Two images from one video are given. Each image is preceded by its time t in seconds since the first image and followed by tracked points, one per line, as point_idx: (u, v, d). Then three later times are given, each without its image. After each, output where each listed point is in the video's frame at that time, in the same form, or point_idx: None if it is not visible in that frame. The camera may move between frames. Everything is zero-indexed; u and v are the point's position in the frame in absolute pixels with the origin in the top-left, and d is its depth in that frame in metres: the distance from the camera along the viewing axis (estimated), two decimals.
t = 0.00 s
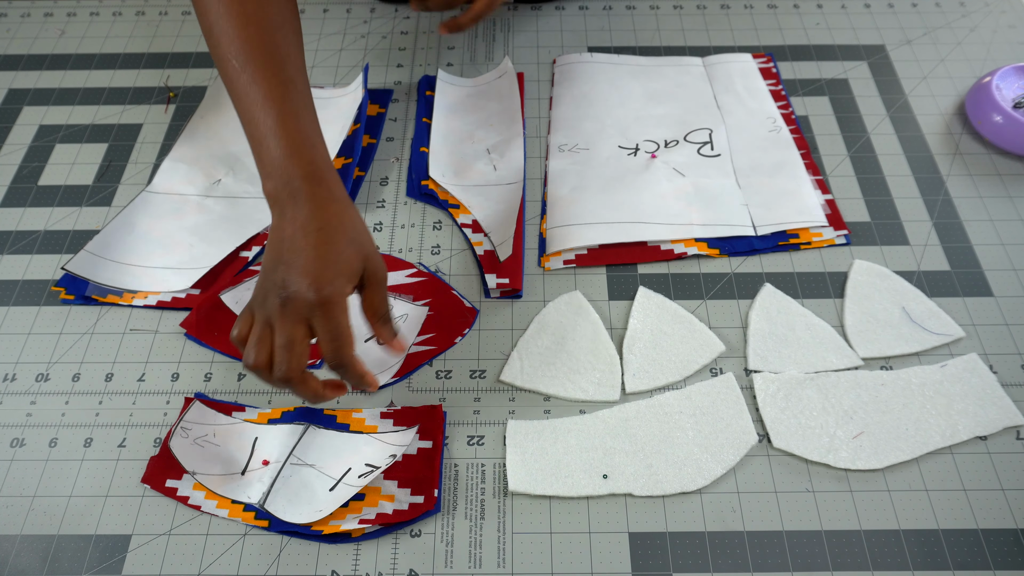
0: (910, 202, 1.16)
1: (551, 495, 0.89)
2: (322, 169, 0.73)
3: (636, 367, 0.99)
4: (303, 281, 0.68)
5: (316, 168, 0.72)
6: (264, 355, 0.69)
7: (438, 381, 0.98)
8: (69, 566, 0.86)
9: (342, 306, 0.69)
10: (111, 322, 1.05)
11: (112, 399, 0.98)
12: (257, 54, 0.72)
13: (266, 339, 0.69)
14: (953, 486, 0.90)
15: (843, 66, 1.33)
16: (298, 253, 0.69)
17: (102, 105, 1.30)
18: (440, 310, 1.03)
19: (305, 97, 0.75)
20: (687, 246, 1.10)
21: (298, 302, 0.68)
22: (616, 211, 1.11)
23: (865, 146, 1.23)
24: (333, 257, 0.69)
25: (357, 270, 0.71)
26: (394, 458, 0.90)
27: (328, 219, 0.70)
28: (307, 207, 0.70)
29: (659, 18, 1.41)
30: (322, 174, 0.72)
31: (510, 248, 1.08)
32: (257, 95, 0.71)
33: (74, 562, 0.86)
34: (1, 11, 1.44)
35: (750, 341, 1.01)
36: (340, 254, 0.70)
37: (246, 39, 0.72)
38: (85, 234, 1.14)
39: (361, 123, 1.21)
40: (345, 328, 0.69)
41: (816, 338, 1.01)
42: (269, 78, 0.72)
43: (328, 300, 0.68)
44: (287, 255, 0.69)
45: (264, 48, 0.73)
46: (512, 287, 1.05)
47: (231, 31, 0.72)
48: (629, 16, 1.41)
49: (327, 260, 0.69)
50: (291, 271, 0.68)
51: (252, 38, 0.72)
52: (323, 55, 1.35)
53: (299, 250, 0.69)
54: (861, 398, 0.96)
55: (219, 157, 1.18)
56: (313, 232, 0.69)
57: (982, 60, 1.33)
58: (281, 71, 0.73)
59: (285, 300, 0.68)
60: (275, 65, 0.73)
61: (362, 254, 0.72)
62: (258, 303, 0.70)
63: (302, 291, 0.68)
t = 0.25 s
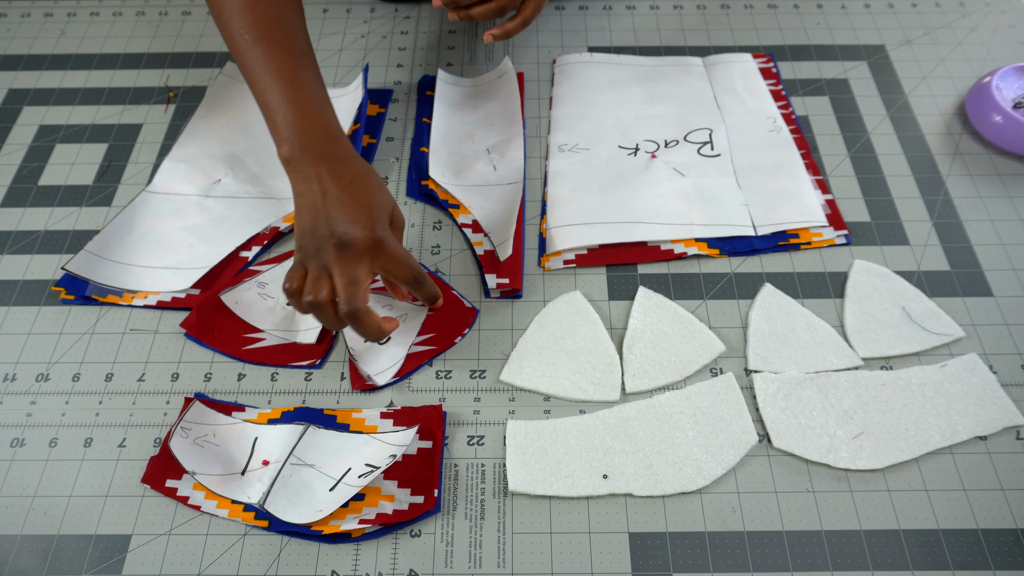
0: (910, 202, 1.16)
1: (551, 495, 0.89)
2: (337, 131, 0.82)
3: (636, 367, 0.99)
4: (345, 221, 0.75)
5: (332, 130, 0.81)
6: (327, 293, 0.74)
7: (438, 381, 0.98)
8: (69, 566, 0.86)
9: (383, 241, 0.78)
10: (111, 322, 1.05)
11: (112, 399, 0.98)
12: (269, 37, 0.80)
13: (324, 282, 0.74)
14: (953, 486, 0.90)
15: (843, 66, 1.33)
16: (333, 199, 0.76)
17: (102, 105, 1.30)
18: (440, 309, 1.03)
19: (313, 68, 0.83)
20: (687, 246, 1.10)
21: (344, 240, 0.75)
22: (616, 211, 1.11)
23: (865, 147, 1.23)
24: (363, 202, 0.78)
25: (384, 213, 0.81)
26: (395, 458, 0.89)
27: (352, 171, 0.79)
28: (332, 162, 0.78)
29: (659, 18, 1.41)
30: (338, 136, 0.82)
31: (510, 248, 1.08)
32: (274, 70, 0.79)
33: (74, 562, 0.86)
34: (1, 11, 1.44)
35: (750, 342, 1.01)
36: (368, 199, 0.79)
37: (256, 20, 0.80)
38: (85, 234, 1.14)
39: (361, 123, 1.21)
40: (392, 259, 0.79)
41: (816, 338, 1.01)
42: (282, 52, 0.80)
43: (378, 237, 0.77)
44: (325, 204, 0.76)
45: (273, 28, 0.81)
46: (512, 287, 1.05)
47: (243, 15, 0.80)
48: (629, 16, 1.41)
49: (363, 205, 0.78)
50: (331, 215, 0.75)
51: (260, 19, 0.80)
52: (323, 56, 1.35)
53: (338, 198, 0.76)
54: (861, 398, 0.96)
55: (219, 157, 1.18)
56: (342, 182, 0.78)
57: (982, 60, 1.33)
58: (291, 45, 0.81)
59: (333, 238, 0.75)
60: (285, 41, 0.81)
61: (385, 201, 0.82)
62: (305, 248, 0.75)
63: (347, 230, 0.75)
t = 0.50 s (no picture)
0: (910, 202, 1.16)
1: (551, 495, 0.89)
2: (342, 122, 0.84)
3: (636, 367, 0.99)
4: (345, 210, 0.76)
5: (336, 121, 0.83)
6: (325, 283, 0.75)
7: (438, 381, 0.98)
8: (69, 566, 0.86)
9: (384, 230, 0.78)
10: (111, 322, 1.05)
11: (113, 399, 0.98)
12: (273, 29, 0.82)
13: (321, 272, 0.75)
14: (953, 486, 0.90)
15: (843, 66, 1.33)
16: (335, 189, 0.78)
17: (102, 105, 1.30)
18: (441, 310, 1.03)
19: (318, 60, 0.85)
20: (687, 246, 1.10)
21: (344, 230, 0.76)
22: (616, 211, 1.12)
23: (865, 147, 1.23)
24: (365, 191, 0.79)
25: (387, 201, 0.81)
26: (394, 458, 0.89)
27: (354, 161, 0.81)
28: (334, 153, 0.80)
29: (659, 18, 1.41)
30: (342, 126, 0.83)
31: (510, 248, 1.08)
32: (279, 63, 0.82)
33: (74, 562, 0.86)
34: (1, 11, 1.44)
35: (750, 341, 1.01)
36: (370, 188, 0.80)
37: (260, 11, 0.82)
38: (86, 234, 1.14)
39: (361, 123, 1.21)
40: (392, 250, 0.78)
41: (815, 338, 1.02)
42: (287, 45, 0.83)
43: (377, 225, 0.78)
44: (328, 194, 0.78)
45: (279, 20, 0.83)
46: (512, 287, 1.05)
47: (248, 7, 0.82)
48: (629, 16, 1.41)
49: (364, 193, 0.79)
50: (332, 204, 0.77)
51: (264, 9, 0.82)
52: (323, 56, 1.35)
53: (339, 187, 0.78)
54: (861, 398, 0.96)
55: (219, 157, 1.18)
56: (344, 172, 0.79)
57: (982, 60, 1.33)
58: (296, 39, 0.83)
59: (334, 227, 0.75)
60: (291, 34, 0.83)
61: (387, 189, 0.82)
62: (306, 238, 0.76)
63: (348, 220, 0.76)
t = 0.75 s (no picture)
0: (910, 202, 1.16)
1: (551, 495, 0.89)
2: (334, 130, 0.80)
3: (636, 367, 0.99)
4: (316, 227, 0.70)
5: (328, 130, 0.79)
6: (268, 305, 0.66)
7: (438, 381, 0.98)
8: (69, 566, 0.86)
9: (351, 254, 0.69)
10: (111, 323, 1.05)
11: (113, 399, 0.98)
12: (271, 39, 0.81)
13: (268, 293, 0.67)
14: (953, 486, 0.90)
15: (843, 66, 1.33)
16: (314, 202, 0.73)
17: (102, 105, 1.30)
18: (441, 310, 1.04)
19: (318, 73, 0.83)
20: (687, 246, 1.10)
21: (310, 252, 0.69)
22: (616, 211, 1.12)
23: (865, 147, 1.23)
24: (342, 208, 0.73)
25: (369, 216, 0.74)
26: (395, 458, 0.90)
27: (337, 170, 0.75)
28: (322, 167, 0.76)
29: (659, 18, 1.41)
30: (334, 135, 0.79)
31: (510, 248, 1.08)
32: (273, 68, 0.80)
33: (74, 562, 0.86)
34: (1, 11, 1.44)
35: (750, 341, 1.01)
36: (350, 198, 0.74)
37: (259, 19, 0.81)
38: (86, 234, 1.14)
39: (361, 123, 1.21)
40: (344, 287, 0.67)
41: (816, 338, 1.02)
42: (284, 55, 0.81)
43: (340, 244, 0.70)
44: (302, 209, 0.73)
45: (278, 29, 0.81)
46: (512, 287, 1.05)
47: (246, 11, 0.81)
48: (629, 16, 1.41)
49: (337, 211, 0.73)
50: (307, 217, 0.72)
51: (264, 17, 0.81)
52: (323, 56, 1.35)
53: (313, 202, 0.73)
54: (861, 398, 0.96)
55: (219, 157, 1.19)
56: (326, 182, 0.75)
57: (982, 60, 1.33)
58: (294, 49, 0.81)
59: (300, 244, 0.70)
60: (289, 44, 0.81)
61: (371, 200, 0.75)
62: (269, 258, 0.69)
63: (312, 240, 0.70)
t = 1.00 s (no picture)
0: (910, 202, 1.16)
1: (551, 495, 0.89)
2: (331, 242, 0.68)
3: (636, 367, 0.99)
4: (306, 373, 0.63)
5: (322, 240, 0.67)
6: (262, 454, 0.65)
7: (438, 381, 0.98)
8: (69, 566, 0.86)
9: (354, 412, 0.65)
10: (111, 323, 1.05)
11: (112, 399, 0.98)
12: (265, 109, 0.67)
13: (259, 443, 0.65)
14: (953, 486, 0.90)
15: (843, 66, 1.33)
16: (302, 342, 0.64)
17: (102, 105, 1.30)
18: (441, 310, 1.03)
19: (315, 158, 0.69)
20: (687, 246, 1.10)
21: (306, 407, 0.64)
22: (616, 211, 1.11)
23: (865, 146, 1.23)
24: (333, 353, 0.64)
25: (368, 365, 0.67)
26: (394, 458, 0.90)
27: (331, 299, 0.65)
28: (311, 291, 0.65)
29: (659, 18, 1.41)
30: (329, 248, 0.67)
31: (510, 248, 1.08)
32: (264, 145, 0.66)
33: (74, 562, 0.86)
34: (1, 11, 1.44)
35: (751, 341, 1.01)
36: (337, 345, 0.64)
37: (254, 81, 0.67)
38: (85, 234, 1.14)
39: (361, 123, 1.21)
40: (348, 435, 0.64)
41: (816, 338, 1.02)
42: (276, 129, 0.67)
43: (338, 400, 0.64)
44: (289, 339, 0.64)
45: (273, 98, 0.68)
46: (512, 287, 1.05)
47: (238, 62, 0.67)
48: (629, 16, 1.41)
49: (328, 356, 0.64)
50: (295, 346, 0.64)
51: (261, 80, 0.67)
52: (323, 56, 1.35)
53: (301, 337, 0.64)
54: (861, 398, 0.96)
55: (219, 158, 1.18)
56: (313, 308, 0.64)
57: (982, 60, 1.33)
58: (289, 123, 0.68)
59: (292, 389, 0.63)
60: (283, 117, 0.67)
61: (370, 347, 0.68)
62: (248, 385, 0.66)
63: (306, 380, 0.63)
